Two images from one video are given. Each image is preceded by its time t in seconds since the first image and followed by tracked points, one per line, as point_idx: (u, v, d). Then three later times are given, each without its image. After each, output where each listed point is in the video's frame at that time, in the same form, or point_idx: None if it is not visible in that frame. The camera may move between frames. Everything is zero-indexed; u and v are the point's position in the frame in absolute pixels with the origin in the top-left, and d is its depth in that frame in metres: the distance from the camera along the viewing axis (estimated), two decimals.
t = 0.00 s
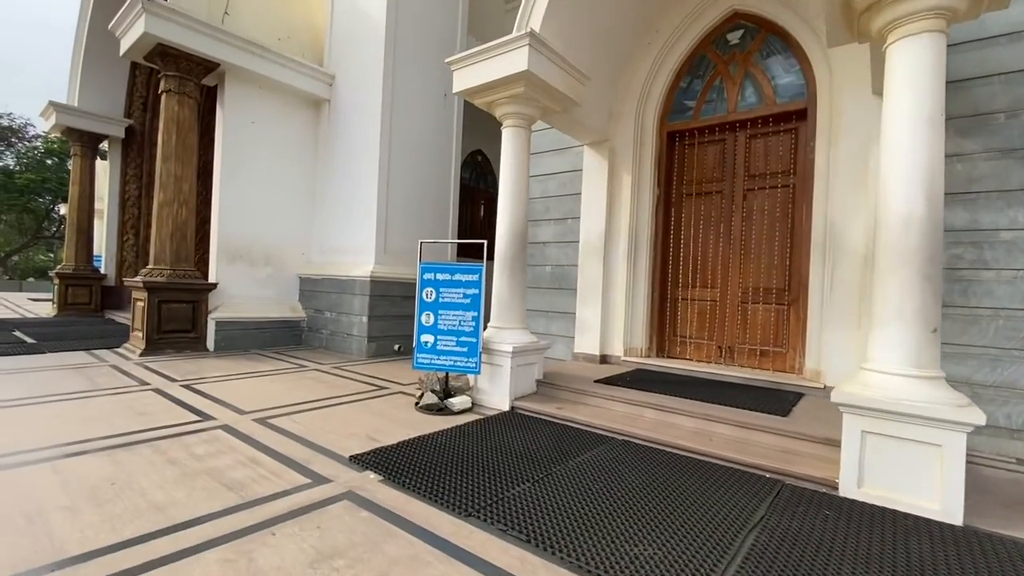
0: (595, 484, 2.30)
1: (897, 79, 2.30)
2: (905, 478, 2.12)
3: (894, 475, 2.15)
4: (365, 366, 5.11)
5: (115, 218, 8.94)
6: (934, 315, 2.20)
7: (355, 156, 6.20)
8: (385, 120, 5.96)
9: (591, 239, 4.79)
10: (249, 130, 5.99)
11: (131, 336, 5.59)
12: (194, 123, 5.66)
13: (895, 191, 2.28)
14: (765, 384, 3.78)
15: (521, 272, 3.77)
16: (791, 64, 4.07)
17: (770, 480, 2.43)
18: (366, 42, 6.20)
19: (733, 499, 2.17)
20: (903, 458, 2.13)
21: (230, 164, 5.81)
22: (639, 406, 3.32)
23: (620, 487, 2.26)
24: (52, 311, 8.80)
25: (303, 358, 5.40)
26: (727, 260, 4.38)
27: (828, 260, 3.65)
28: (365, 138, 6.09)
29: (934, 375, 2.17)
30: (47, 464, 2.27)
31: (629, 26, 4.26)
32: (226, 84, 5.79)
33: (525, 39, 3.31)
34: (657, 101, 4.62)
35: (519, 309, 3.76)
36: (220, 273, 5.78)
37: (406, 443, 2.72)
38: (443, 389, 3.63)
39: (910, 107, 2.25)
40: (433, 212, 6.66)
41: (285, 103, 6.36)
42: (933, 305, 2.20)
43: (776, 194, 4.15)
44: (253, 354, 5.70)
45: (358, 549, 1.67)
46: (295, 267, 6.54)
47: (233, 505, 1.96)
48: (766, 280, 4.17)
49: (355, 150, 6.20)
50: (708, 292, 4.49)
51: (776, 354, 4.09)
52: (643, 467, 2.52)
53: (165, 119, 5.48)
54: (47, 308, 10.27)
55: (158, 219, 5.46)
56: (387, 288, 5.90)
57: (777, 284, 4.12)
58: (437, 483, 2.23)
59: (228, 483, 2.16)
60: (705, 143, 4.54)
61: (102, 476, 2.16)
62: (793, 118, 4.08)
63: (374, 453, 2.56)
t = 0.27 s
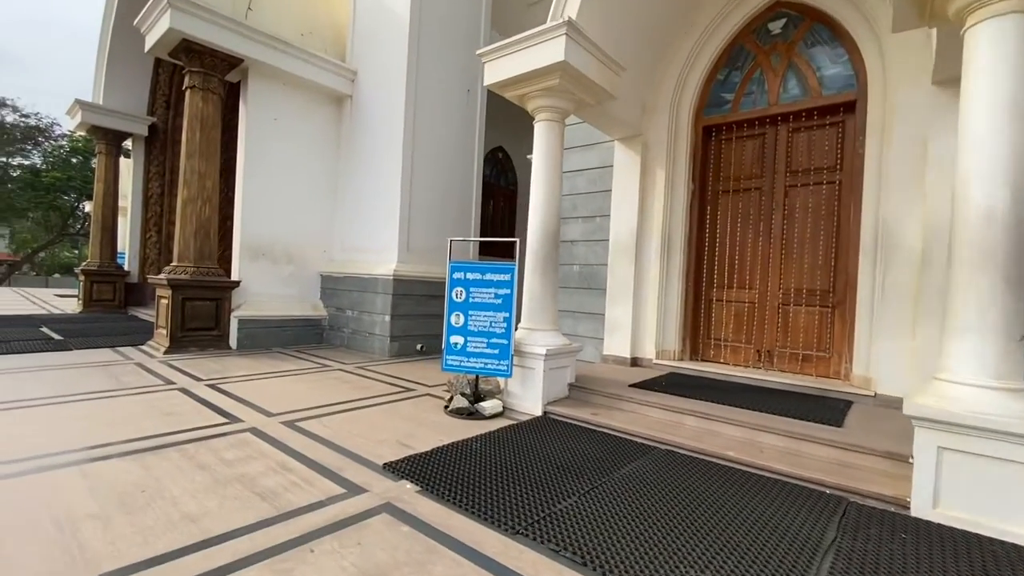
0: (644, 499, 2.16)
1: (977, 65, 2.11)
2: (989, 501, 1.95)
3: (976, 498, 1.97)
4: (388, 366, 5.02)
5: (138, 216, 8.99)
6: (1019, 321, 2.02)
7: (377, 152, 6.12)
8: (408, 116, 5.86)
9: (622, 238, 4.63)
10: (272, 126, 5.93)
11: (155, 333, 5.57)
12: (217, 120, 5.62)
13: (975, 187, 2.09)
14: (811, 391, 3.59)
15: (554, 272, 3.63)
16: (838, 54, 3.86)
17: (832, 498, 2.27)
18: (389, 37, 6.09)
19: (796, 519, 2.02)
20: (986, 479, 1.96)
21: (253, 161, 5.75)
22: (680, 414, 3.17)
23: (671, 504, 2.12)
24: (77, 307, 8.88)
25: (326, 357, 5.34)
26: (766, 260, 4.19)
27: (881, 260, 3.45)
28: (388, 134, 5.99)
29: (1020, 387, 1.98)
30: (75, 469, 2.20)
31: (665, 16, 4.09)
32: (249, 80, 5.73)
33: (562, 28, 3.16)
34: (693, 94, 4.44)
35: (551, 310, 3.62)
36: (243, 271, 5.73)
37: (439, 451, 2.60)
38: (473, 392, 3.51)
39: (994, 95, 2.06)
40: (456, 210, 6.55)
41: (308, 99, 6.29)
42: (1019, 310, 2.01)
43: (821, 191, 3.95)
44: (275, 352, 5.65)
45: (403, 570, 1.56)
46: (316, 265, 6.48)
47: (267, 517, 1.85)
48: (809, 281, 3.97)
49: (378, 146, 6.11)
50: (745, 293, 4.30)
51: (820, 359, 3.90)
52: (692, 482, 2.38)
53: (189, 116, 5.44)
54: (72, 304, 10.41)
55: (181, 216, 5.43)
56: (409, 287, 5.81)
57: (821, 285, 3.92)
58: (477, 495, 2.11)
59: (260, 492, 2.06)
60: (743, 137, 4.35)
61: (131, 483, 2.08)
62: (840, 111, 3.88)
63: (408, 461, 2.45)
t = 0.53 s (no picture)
0: (703, 517, 2.02)
1: None
2: None
3: None
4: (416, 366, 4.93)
5: (164, 213, 9.07)
6: None
7: (403, 148, 6.03)
8: (435, 111, 5.76)
9: (658, 235, 4.46)
10: (298, 122, 5.88)
11: (183, 330, 5.56)
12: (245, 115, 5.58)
13: None
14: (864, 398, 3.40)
15: (592, 271, 3.48)
16: (894, 41, 3.64)
17: (908, 518, 2.09)
18: (416, 30, 5.99)
19: (874, 543, 1.86)
20: None
21: (280, 157, 5.71)
22: (728, 421, 3.01)
23: (733, 523, 1.98)
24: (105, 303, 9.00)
25: (352, 356, 5.27)
26: (813, 259, 3.99)
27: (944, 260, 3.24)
28: (414, 129, 5.90)
29: None
30: (108, 473, 2.13)
31: (707, 3, 3.91)
32: (276, 75, 5.68)
33: (606, 15, 3.01)
34: (734, 86, 4.25)
35: (589, 311, 3.48)
36: (270, 268, 5.71)
37: (479, 458, 2.49)
38: (507, 395, 3.38)
39: None
40: (482, 206, 6.44)
41: (334, 95, 6.23)
42: None
43: (874, 187, 3.74)
44: (301, 350, 5.60)
45: None
46: (342, 262, 6.43)
47: (309, 530, 1.76)
48: (860, 281, 3.76)
49: (404, 142, 6.03)
50: (789, 293, 4.10)
51: (872, 364, 3.70)
52: (751, 498, 2.23)
53: (217, 111, 5.41)
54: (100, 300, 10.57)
55: (209, 212, 5.40)
56: (436, 285, 5.71)
57: (873, 286, 3.72)
58: (526, 509, 1.99)
59: (299, 501, 1.97)
60: (788, 130, 4.15)
61: (166, 489, 2.00)
62: (896, 102, 3.66)
63: (448, 469, 2.34)
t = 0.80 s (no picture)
0: (767, 535, 1.87)
1: None
2: None
3: None
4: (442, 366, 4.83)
5: (189, 210, 9.14)
6: None
7: (429, 143, 5.93)
8: (462, 106, 5.65)
9: (696, 233, 4.30)
10: (323, 118, 5.82)
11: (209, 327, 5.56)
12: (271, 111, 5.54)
13: None
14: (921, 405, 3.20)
15: (631, 270, 3.32)
16: (955, 26, 3.41)
17: (991, 540, 1.92)
18: (442, 24, 5.88)
19: (962, 570, 1.69)
20: None
21: (305, 153, 5.66)
22: (778, 429, 2.84)
23: (801, 543, 1.82)
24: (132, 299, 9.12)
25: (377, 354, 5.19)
26: (862, 258, 3.78)
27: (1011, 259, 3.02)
28: (439, 125, 5.80)
29: None
30: (140, 477, 2.06)
31: None
32: (302, 71, 5.63)
33: None
34: (778, 75, 4.05)
35: (627, 311, 3.32)
36: (296, 265, 5.67)
37: (520, 466, 2.37)
38: (542, 399, 3.26)
39: None
40: (508, 203, 6.31)
41: (359, 90, 6.16)
42: None
43: (930, 181, 3.52)
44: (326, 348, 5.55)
45: None
46: (366, 260, 6.38)
47: (349, 543, 1.65)
48: (915, 282, 3.55)
49: (429, 137, 5.93)
50: (835, 294, 3.90)
51: (927, 369, 3.48)
52: (815, 515, 2.06)
53: (244, 107, 5.38)
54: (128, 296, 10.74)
55: (235, 210, 5.38)
56: (461, 283, 5.61)
57: (929, 287, 3.50)
58: (576, 523, 1.87)
59: (336, 510, 1.87)
60: (835, 123, 3.94)
61: (199, 496, 1.92)
62: (956, 91, 3.44)
63: (488, 477, 2.22)
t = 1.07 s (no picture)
0: (847, 556, 1.70)
1: None
2: None
3: None
4: (471, 365, 4.72)
5: (215, 208, 9.19)
6: None
7: (455, 138, 5.82)
8: (489, 99, 5.52)
9: (739, 229, 4.13)
10: (349, 112, 5.75)
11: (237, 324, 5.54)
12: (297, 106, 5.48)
13: None
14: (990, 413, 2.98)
15: (675, 267, 3.15)
16: None
17: None
18: (469, 15, 5.75)
19: None
20: None
21: (332, 148, 5.59)
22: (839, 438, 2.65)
23: (886, 567, 1.65)
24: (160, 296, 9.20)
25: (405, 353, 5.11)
26: (919, 254, 3.55)
27: None
28: (466, 119, 5.68)
29: None
30: (176, 482, 1.98)
31: None
32: (328, 65, 5.56)
33: None
34: (828, 61, 3.83)
35: (671, 311, 3.16)
36: (322, 262, 5.63)
37: (566, 474, 2.24)
38: (582, 402, 3.12)
39: None
40: (536, 198, 6.17)
41: (385, 84, 6.08)
42: None
43: (997, 173, 3.27)
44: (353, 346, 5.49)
45: None
46: (392, 256, 6.31)
47: (397, 560, 1.54)
48: (979, 280, 3.31)
49: (456, 132, 5.81)
50: (889, 292, 3.67)
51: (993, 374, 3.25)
52: (895, 533, 1.89)
53: (271, 102, 5.33)
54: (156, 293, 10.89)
55: (263, 206, 5.35)
56: (489, 281, 5.50)
57: (996, 285, 3.26)
58: (635, 540, 1.73)
59: (380, 522, 1.76)
60: (890, 111, 3.71)
61: (237, 504, 1.83)
62: None
63: (535, 486, 2.10)
